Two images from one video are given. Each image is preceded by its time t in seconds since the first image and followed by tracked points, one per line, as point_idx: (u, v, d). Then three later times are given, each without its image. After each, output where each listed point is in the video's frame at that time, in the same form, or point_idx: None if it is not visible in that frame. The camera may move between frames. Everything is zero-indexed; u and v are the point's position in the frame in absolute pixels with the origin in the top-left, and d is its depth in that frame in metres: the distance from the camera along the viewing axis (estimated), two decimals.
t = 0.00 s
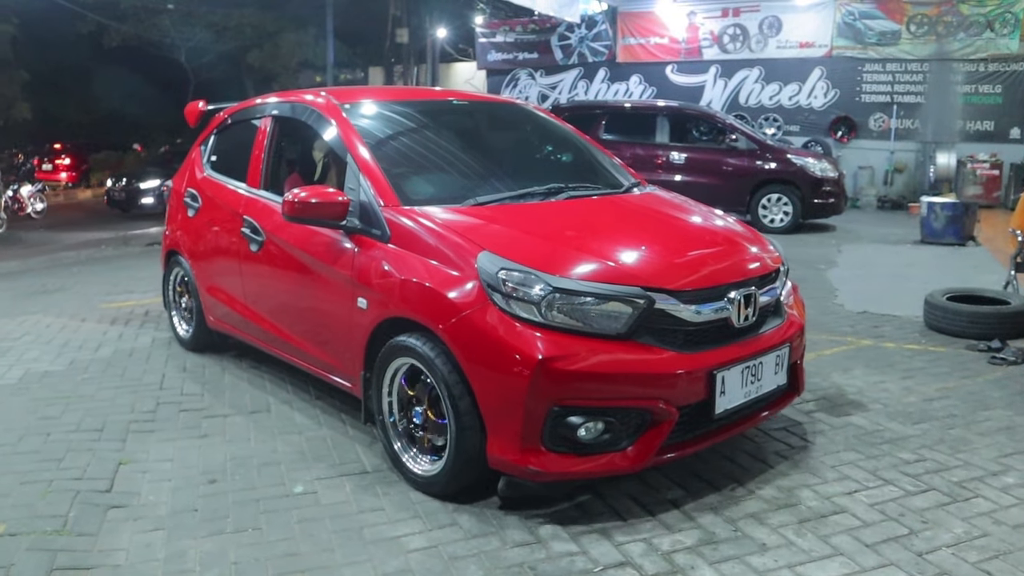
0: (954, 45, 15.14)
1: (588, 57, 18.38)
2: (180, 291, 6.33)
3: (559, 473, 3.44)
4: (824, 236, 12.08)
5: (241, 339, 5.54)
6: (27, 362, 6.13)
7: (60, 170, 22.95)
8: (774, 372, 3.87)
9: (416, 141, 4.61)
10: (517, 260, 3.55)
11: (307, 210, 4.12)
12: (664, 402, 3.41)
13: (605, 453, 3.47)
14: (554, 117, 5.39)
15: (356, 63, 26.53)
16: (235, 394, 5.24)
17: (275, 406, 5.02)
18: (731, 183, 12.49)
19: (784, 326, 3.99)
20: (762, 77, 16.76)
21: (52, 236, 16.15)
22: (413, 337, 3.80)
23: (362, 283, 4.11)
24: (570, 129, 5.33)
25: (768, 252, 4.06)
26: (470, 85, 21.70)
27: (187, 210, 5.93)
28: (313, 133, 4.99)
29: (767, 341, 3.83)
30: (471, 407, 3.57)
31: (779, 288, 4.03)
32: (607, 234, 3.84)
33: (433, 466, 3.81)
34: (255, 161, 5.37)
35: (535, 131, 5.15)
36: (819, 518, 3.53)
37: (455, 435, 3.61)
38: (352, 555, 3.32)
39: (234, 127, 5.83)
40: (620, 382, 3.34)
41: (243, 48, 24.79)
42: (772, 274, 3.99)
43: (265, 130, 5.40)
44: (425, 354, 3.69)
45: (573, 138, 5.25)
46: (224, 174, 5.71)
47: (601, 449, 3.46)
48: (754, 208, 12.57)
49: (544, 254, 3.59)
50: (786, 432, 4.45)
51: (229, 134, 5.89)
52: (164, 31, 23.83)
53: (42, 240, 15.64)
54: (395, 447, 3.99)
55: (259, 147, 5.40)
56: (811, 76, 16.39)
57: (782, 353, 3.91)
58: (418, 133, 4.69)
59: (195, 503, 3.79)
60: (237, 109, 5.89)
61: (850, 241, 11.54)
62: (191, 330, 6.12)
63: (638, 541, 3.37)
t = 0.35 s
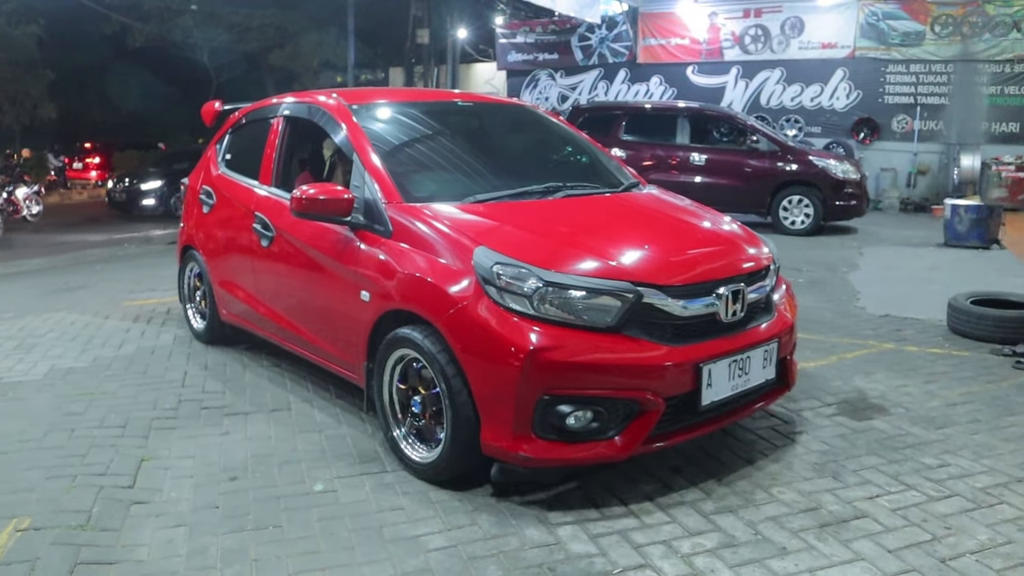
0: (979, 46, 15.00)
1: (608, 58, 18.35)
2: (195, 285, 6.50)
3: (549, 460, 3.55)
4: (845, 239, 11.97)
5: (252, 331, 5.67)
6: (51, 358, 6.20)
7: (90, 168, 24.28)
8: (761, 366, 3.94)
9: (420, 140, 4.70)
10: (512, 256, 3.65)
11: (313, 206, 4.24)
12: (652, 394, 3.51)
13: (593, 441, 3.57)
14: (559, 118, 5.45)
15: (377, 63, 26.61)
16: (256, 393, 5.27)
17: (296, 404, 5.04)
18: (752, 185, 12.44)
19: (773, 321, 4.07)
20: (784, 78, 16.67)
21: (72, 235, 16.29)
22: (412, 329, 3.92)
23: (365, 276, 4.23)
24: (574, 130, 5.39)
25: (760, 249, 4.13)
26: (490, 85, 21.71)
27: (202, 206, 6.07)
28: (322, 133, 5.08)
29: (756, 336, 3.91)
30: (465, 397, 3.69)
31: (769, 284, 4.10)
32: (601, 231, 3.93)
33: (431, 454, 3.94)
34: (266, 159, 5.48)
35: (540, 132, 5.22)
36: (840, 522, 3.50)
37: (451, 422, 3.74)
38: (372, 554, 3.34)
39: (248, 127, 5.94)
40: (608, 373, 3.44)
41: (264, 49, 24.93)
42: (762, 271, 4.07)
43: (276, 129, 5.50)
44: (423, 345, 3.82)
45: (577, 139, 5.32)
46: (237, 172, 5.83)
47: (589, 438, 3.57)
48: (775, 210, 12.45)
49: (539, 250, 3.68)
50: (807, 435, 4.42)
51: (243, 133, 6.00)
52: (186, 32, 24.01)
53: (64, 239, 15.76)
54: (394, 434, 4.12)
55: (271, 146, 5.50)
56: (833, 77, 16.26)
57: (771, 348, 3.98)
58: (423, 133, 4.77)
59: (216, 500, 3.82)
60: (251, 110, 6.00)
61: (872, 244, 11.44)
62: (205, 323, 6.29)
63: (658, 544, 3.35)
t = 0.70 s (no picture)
0: (993, 48, 14.94)
1: (620, 59, 18.32)
2: (200, 280, 6.70)
3: (525, 445, 3.70)
4: (858, 242, 11.90)
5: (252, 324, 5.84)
6: (64, 356, 6.24)
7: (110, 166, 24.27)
8: (736, 358, 4.07)
9: (413, 141, 4.87)
10: (494, 250, 3.81)
11: (307, 202, 4.40)
12: (625, 383, 3.66)
13: (569, 427, 3.72)
14: (552, 121, 5.60)
15: (390, 64, 26.66)
16: (269, 392, 5.28)
17: (308, 404, 5.05)
18: (764, 187, 12.38)
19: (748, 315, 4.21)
20: (796, 80, 16.61)
21: (82, 235, 16.30)
22: (400, 319, 4.09)
23: (356, 270, 4.39)
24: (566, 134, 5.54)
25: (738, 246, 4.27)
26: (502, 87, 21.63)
27: (206, 203, 6.22)
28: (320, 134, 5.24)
29: (730, 329, 4.04)
30: (449, 384, 3.85)
31: (746, 279, 4.23)
32: (582, 229, 4.09)
33: (417, 440, 4.10)
34: (267, 159, 5.63)
35: (532, 135, 5.37)
36: (853, 526, 3.48)
37: (436, 410, 3.90)
38: (383, 553, 3.34)
39: (251, 127, 6.06)
40: (583, 361, 3.59)
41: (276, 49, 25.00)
42: (739, 267, 4.20)
43: (277, 129, 5.65)
44: (410, 335, 3.99)
45: (568, 142, 5.46)
46: (240, 170, 5.97)
47: (565, 424, 3.72)
48: (787, 212, 12.40)
49: (520, 246, 3.84)
50: (818, 438, 4.41)
51: (245, 133, 6.15)
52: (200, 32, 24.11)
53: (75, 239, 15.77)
54: (382, 422, 4.29)
55: (271, 146, 5.65)
56: (846, 79, 16.20)
57: (745, 341, 4.11)
58: (417, 134, 4.94)
59: (228, 500, 3.83)
60: (254, 110, 6.11)
61: (885, 246, 11.38)
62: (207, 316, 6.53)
63: (668, 546, 3.35)
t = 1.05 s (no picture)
0: (1006, 49, 14.80)
1: (630, 61, 18.33)
2: (201, 277, 6.92)
3: (502, 431, 3.89)
4: (869, 244, 11.84)
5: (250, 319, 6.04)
6: (77, 356, 6.27)
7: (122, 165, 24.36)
8: (707, 351, 4.23)
9: (403, 143, 5.06)
10: (474, 246, 4.00)
11: (300, 201, 4.61)
12: (597, 371, 3.83)
13: (544, 414, 3.90)
14: (541, 124, 5.76)
15: (399, 65, 26.70)
16: (279, 393, 5.29)
17: (318, 405, 5.06)
18: (775, 189, 12.34)
19: (721, 309, 4.37)
20: (807, 81, 16.58)
21: (92, 236, 16.38)
22: (386, 312, 4.28)
23: (345, 265, 4.58)
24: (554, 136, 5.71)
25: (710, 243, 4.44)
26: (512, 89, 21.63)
27: (209, 203, 6.43)
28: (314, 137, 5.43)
29: (701, 323, 4.20)
30: (430, 373, 4.04)
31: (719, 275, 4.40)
32: (559, 226, 4.27)
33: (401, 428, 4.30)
34: (266, 160, 5.82)
35: (520, 137, 5.55)
36: (865, 529, 3.47)
37: (419, 398, 4.08)
38: (394, 555, 3.34)
39: (252, 129, 6.23)
40: (556, 352, 3.78)
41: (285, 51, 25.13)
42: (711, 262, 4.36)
43: (275, 131, 5.84)
44: (394, 327, 4.18)
45: (556, 144, 5.63)
46: (241, 171, 6.16)
47: (539, 411, 3.90)
48: (797, 214, 12.36)
49: (499, 242, 4.03)
50: (829, 441, 4.38)
51: (247, 135, 6.35)
52: (211, 34, 24.23)
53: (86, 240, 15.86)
54: (368, 410, 4.48)
55: (270, 147, 5.84)
56: (857, 80, 16.15)
57: (717, 334, 4.26)
58: (407, 136, 5.13)
59: (239, 500, 3.84)
60: (255, 112, 6.26)
61: (896, 249, 11.32)
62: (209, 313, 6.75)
63: (680, 548, 3.34)
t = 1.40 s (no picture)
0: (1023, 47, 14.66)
1: (644, 61, 18.30)
2: (206, 274, 7.15)
3: (477, 416, 4.09)
4: (884, 244, 11.75)
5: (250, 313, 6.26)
6: (93, 356, 6.32)
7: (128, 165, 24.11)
8: (678, 341, 4.39)
9: (394, 143, 5.24)
10: (453, 241, 4.21)
11: (291, 199, 4.82)
12: (567, 360, 4.02)
13: (518, 400, 4.10)
14: (530, 125, 5.93)
15: (412, 66, 26.73)
16: (293, 393, 5.31)
17: (332, 405, 5.08)
18: (789, 189, 12.29)
19: (691, 302, 4.53)
20: (821, 80, 16.50)
21: (101, 237, 16.39)
22: (371, 304, 4.50)
23: (336, 260, 4.79)
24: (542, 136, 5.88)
25: (682, 239, 4.60)
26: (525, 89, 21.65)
27: (212, 202, 6.65)
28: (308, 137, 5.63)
29: (672, 315, 4.36)
30: (411, 361, 4.25)
31: (689, 269, 4.56)
32: (537, 222, 4.46)
33: (387, 415, 4.51)
34: (265, 159, 6.01)
35: (508, 138, 5.72)
36: (884, 531, 3.44)
37: (404, 385, 4.29)
38: (410, 555, 3.35)
39: (252, 130, 6.42)
40: (528, 341, 3.97)
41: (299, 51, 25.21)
42: (682, 257, 4.53)
43: (273, 131, 6.04)
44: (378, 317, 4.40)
45: (543, 144, 5.80)
46: (241, 171, 6.36)
47: (513, 398, 4.10)
48: (812, 214, 12.29)
49: (477, 238, 4.23)
50: (846, 442, 4.36)
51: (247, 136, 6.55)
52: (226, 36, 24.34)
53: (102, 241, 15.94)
54: (356, 398, 4.70)
55: (268, 146, 6.05)
56: (872, 79, 16.06)
57: (687, 326, 4.42)
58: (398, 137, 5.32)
59: (254, 500, 3.86)
60: (255, 115, 6.44)
61: (912, 249, 11.25)
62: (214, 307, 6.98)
63: (696, 549, 3.33)
